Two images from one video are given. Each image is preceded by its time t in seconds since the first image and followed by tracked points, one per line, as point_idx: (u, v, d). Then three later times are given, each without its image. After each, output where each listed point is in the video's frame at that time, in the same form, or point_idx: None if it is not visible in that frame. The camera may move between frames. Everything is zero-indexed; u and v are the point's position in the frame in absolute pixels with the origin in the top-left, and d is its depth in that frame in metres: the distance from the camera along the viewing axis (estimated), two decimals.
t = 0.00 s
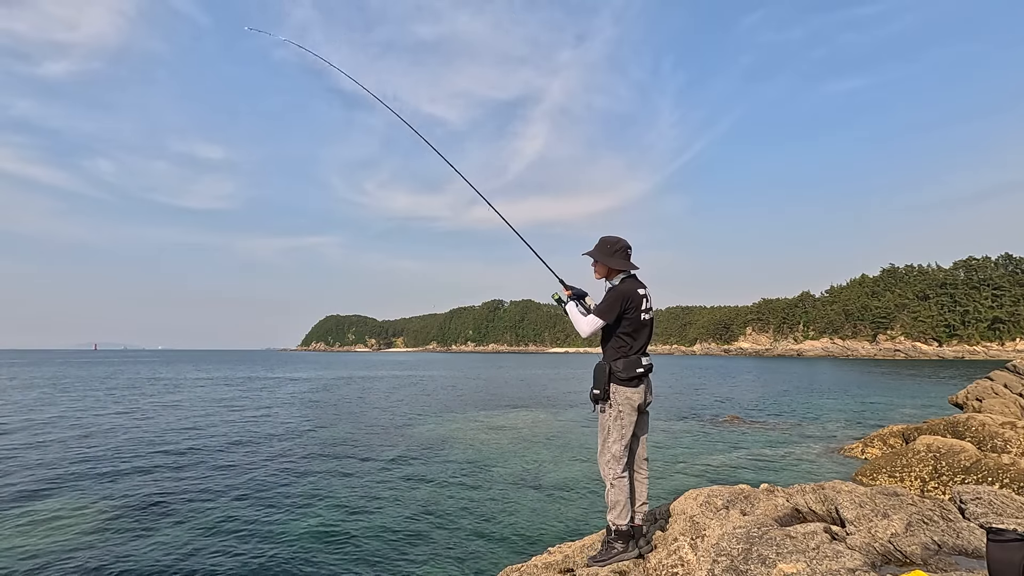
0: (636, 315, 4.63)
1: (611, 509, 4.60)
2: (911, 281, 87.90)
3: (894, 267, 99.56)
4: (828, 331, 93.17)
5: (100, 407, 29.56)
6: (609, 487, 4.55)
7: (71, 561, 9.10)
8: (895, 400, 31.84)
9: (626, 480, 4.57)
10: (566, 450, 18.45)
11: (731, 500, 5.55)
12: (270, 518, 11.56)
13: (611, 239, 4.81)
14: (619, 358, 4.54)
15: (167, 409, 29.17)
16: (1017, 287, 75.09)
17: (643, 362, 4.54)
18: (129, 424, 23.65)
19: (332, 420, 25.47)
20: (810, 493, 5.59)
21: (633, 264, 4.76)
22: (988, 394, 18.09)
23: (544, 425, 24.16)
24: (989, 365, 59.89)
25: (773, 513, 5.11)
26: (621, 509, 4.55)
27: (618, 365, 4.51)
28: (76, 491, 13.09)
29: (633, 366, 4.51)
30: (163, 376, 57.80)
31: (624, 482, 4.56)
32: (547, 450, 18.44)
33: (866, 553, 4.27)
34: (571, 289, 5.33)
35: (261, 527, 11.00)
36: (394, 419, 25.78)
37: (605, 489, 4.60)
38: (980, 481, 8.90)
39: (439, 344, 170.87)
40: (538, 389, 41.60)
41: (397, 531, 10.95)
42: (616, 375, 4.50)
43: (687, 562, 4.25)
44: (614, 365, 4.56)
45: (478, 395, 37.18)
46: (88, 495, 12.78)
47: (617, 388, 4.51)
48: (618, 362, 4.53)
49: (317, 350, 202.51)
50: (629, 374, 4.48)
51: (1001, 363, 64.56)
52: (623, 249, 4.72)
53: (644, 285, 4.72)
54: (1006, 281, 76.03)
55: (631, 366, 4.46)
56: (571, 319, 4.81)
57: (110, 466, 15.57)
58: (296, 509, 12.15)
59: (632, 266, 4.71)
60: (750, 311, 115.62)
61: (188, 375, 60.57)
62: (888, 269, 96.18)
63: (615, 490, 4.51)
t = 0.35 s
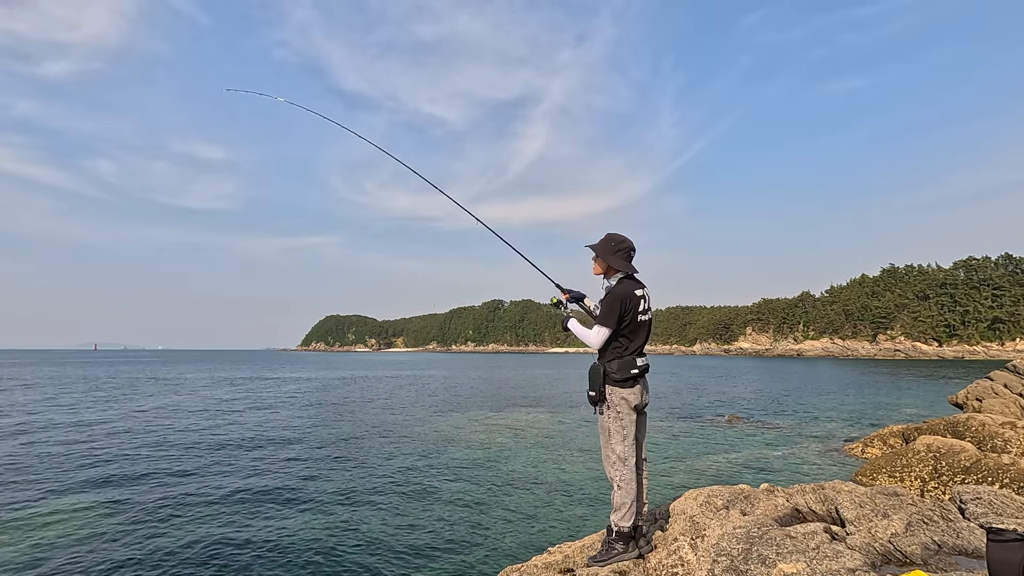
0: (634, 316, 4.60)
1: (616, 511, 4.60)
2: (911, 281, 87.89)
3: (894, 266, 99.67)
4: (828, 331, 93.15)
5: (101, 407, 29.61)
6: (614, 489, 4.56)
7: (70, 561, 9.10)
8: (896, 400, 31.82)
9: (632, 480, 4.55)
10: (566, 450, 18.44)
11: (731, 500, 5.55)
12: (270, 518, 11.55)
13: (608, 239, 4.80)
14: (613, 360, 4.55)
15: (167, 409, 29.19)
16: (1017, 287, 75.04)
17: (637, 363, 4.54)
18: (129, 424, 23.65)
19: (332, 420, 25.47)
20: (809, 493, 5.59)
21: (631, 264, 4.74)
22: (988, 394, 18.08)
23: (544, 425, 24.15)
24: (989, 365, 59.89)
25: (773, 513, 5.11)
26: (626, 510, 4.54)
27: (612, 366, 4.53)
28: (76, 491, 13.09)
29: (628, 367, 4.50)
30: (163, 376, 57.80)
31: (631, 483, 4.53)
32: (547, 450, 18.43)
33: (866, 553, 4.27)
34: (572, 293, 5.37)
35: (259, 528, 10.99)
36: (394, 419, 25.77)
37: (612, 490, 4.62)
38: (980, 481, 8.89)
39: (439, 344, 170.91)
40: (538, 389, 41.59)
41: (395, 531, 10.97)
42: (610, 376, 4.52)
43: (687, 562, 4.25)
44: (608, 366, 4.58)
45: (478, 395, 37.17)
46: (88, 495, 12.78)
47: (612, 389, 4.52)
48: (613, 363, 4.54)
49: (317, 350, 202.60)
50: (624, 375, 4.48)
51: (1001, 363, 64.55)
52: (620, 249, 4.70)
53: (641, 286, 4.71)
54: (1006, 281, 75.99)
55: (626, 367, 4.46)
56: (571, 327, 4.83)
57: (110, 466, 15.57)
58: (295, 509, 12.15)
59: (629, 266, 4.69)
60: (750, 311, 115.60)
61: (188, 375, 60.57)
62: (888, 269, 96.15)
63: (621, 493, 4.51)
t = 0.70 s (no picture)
0: (633, 318, 4.60)
1: (615, 512, 4.62)
2: (911, 281, 87.91)
3: (894, 267, 99.73)
4: (828, 331, 93.18)
5: (101, 407, 29.62)
6: (612, 490, 4.57)
7: (69, 562, 9.08)
8: (896, 400, 31.83)
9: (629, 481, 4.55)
10: (566, 450, 18.45)
11: (731, 500, 5.55)
12: (270, 518, 11.54)
13: (610, 240, 4.79)
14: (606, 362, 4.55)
15: (168, 409, 29.19)
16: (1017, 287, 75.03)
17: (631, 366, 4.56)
18: (128, 424, 23.61)
19: (332, 420, 25.47)
20: (810, 493, 5.59)
21: (630, 265, 4.75)
22: (988, 394, 18.08)
23: (544, 425, 24.14)
24: (989, 365, 59.93)
25: (773, 513, 5.11)
26: (624, 511, 4.56)
27: (604, 368, 4.53)
28: (76, 491, 13.09)
29: (620, 370, 4.50)
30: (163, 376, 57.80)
31: (628, 483, 4.55)
32: (547, 450, 18.44)
33: (866, 553, 4.27)
34: (576, 282, 5.34)
35: (259, 527, 11.00)
36: (394, 419, 25.78)
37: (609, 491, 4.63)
38: (980, 481, 8.89)
39: (439, 344, 170.96)
40: (538, 389, 41.59)
41: (396, 531, 10.97)
42: (602, 379, 4.53)
43: (687, 562, 4.24)
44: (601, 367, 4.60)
45: (478, 395, 37.16)
46: (88, 494, 12.79)
47: (605, 391, 4.55)
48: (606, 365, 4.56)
49: (317, 350, 202.60)
50: (615, 377, 4.49)
51: (1001, 363, 64.57)
52: (621, 250, 4.69)
53: (640, 288, 4.71)
54: (1006, 281, 75.98)
55: (618, 371, 4.48)
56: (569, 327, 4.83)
57: (110, 466, 15.56)
58: (295, 509, 12.15)
59: (629, 267, 4.68)
60: (750, 311, 115.63)
61: (188, 375, 60.55)
62: (888, 269, 96.19)
63: (619, 493, 4.52)
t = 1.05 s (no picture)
0: (626, 320, 4.64)
1: (609, 512, 4.66)
2: (911, 281, 87.92)
3: (894, 267, 99.79)
4: (828, 331, 93.17)
5: (100, 407, 29.59)
6: (604, 490, 4.60)
7: (70, 561, 9.09)
8: (896, 400, 31.82)
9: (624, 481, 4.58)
10: (566, 450, 18.44)
11: (731, 500, 5.55)
12: (270, 518, 11.54)
13: (604, 241, 4.81)
14: (600, 362, 4.61)
15: (168, 409, 29.17)
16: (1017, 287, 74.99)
17: (624, 367, 4.61)
18: (128, 424, 23.60)
19: (332, 420, 25.45)
20: (810, 493, 5.59)
21: (625, 266, 4.78)
22: (988, 394, 18.08)
23: (544, 425, 24.14)
24: (989, 365, 59.95)
25: (773, 513, 5.10)
26: (618, 510, 4.60)
27: (598, 369, 4.59)
28: (76, 491, 13.09)
29: (613, 371, 4.57)
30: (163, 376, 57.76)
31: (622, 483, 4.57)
32: (547, 450, 18.43)
33: (866, 553, 4.27)
34: (574, 279, 5.37)
35: (259, 527, 10.99)
36: (394, 419, 25.76)
37: (601, 490, 4.68)
38: (980, 481, 8.89)
39: (439, 344, 170.99)
40: (538, 389, 41.57)
41: (396, 531, 10.98)
42: (596, 379, 4.59)
43: (686, 562, 4.24)
44: (595, 367, 4.64)
45: (478, 395, 37.14)
46: (89, 494, 12.81)
47: (598, 391, 4.59)
48: (599, 365, 4.60)
49: (318, 350, 202.57)
50: (609, 378, 4.55)
51: (1001, 363, 64.56)
52: (615, 252, 4.72)
53: (634, 290, 4.75)
54: (1007, 281, 75.95)
55: (611, 371, 4.53)
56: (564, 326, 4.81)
57: (110, 467, 15.57)
58: (296, 509, 12.15)
59: (623, 268, 4.72)
60: (750, 311, 115.60)
61: (188, 376, 60.52)
62: (888, 269, 96.20)
63: (612, 493, 4.54)
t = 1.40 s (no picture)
0: (618, 333, 4.70)
1: (596, 512, 4.76)
2: (911, 281, 87.94)
3: (894, 267, 99.75)
4: (828, 331, 93.17)
5: (99, 407, 29.58)
6: (587, 493, 4.67)
7: (70, 562, 9.09)
8: (895, 400, 31.81)
9: (600, 486, 4.74)
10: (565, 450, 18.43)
11: (731, 500, 5.55)
12: (271, 518, 11.53)
13: (600, 253, 4.83)
14: (594, 370, 4.63)
15: (167, 409, 29.16)
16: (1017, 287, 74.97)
17: (617, 377, 4.66)
18: (128, 424, 23.57)
19: (332, 420, 25.43)
20: (810, 493, 5.59)
21: (619, 280, 4.83)
22: (988, 394, 18.08)
23: (544, 425, 24.14)
24: (989, 365, 59.98)
25: (774, 513, 5.10)
26: (604, 510, 4.74)
27: (593, 377, 4.60)
28: (77, 491, 13.08)
29: (607, 380, 4.61)
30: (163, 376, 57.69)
31: (601, 487, 4.73)
32: (547, 450, 18.43)
33: (866, 553, 4.27)
34: (566, 283, 5.34)
35: (260, 528, 10.99)
36: (393, 419, 25.75)
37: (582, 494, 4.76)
38: (980, 481, 8.89)
39: (439, 344, 171.01)
40: (538, 389, 41.57)
41: (394, 531, 10.97)
42: (591, 387, 4.59)
43: (687, 561, 4.24)
44: (589, 376, 4.65)
45: (478, 395, 37.12)
46: (88, 495, 12.80)
47: (592, 399, 4.60)
48: (594, 374, 4.62)
49: (318, 350, 202.56)
50: (603, 386, 4.58)
51: (1001, 363, 64.55)
52: (611, 265, 4.75)
53: (627, 305, 4.82)
54: (1007, 281, 75.93)
55: (605, 380, 4.57)
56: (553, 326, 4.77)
57: (110, 467, 15.55)
58: (297, 509, 12.16)
59: (618, 282, 4.76)
60: (750, 311, 115.59)
61: (189, 375, 60.45)
62: (888, 269, 96.21)
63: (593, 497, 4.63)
